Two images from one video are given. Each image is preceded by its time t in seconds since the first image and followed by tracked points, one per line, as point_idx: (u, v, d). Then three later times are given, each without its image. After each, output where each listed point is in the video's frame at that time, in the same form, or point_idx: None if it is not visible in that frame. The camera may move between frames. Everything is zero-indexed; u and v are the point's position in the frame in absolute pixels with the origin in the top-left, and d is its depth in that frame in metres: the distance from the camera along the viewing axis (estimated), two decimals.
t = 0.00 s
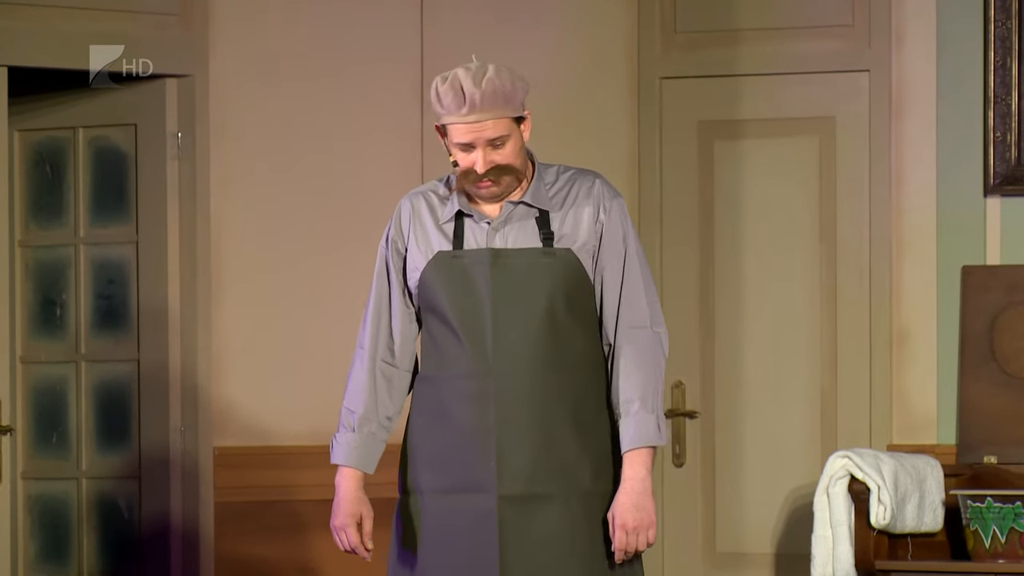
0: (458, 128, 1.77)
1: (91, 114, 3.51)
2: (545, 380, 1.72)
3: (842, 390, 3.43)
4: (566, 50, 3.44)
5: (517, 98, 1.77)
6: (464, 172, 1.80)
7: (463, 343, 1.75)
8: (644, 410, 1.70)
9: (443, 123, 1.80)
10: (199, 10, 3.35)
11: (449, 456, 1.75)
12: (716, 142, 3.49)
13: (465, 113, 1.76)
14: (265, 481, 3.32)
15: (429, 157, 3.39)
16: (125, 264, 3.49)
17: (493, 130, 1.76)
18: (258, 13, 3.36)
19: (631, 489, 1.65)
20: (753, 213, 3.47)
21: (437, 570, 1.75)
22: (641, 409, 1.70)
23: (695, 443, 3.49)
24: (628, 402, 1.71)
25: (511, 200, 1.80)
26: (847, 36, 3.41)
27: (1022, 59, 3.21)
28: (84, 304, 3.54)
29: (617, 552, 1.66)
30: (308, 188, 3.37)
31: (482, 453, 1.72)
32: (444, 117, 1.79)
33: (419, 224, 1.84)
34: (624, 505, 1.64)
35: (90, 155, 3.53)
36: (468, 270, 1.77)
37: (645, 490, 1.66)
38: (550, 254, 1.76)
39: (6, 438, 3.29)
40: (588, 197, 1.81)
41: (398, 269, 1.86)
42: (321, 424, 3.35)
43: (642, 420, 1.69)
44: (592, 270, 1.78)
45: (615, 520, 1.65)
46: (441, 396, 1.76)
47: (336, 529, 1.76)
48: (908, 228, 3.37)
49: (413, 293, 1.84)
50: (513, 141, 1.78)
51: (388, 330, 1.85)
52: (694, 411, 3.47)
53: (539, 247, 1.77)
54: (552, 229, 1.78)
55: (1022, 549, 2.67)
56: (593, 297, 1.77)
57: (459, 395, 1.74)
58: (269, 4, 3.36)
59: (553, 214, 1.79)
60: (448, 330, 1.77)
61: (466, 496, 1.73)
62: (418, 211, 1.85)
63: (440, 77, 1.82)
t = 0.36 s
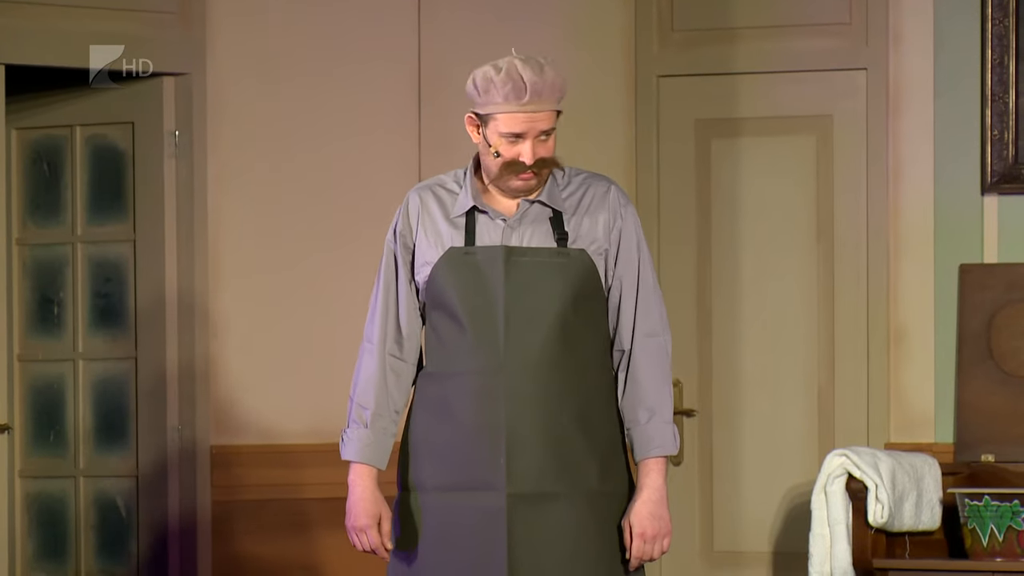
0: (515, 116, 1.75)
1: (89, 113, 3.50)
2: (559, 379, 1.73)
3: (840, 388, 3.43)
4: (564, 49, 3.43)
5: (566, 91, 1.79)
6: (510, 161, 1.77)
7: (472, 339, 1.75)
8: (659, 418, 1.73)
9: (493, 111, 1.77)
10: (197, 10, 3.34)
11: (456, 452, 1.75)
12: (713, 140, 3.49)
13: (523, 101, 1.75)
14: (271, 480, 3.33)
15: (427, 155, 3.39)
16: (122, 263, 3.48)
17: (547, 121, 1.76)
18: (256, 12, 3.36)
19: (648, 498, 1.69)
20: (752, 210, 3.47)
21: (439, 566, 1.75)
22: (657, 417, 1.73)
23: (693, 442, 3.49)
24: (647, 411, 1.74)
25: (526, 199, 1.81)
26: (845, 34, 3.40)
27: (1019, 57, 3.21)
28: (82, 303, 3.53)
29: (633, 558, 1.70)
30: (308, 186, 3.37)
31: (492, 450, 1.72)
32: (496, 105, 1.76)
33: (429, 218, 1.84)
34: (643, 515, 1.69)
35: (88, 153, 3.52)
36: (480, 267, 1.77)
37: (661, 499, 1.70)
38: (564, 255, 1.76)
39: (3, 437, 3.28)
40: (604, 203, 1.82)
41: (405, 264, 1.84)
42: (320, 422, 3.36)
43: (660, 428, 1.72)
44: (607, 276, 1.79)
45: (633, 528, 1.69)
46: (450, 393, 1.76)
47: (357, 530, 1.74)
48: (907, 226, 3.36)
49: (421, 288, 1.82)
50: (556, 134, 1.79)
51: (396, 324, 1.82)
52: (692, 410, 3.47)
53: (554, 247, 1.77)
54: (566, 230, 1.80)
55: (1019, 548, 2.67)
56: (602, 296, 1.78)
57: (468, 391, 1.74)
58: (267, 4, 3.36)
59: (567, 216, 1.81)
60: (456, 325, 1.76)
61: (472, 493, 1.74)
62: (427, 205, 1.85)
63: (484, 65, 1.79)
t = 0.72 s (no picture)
0: (543, 114, 1.75)
1: (88, 113, 3.49)
2: (572, 377, 1.74)
3: (839, 389, 3.43)
4: (564, 49, 3.43)
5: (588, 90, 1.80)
6: (534, 159, 1.78)
7: (484, 339, 1.75)
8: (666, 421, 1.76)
9: (521, 107, 1.77)
10: (196, 10, 3.34)
11: (466, 451, 1.75)
12: (713, 141, 3.49)
13: (552, 100, 1.75)
14: (275, 481, 3.33)
15: (426, 156, 3.40)
16: (122, 263, 3.47)
17: (572, 121, 1.77)
18: (256, 12, 3.36)
19: (654, 497, 1.71)
20: (752, 210, 3.47)
21: (444, 566, 1.75)
22: (663, 419, 1.76)
23: (692, 442, 3.49)
24: (657, 413, 1.76)
25: (539, 198, 1.82)
26: (845, 34, 3.39)
27: (1019, 58, 3.21)
28: (82, 303, 3.53)
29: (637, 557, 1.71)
30: (308, 186, 3.37)
31: (503, 449, 1.73)
32: (526, 102, 1.76)
33: (438, 216, 1.83)
34: (648, 514, 1.70)
35: (87, 154, 3.51)
36: (492, 267, 1.77)
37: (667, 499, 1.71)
38: (576, 256, 1.78)
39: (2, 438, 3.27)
40: (612, 206, 1.85)
41: (412, 261, 1.83)
42: (320, 423, 3.36)
43: (666, 431, 1.75)
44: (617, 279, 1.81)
45: (638, 527, 1.70)
46: (459, 391, 1.76)
47: (359, 526, 1.73)
48: (907, 225, 3.36)
49: (427, 286, 1.82)
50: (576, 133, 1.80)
51: (400, 320, 1.81)
52: (691, 410, 3.47)
53: (566, 248, 1.78)
54: (578, 232, 1.81)
55: (1019, 548, 2.67)
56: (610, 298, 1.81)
57: (478, 390, 1.75)
58: (267, 4, 3.36)
59: (577, 217, 1.83)
60: (466, 325, 1.76)
61: (481, 493, 1.74)
62: (436, 203, 1.84)
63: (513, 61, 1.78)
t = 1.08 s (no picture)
0: (539, 117, 1.76)
1: (84, 112, 3.48)
2: (570, 376, 1.74)
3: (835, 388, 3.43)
4: (560, 48, 3.42)
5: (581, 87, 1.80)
6: (529, 161, 1.78)
7: (482, 338, 1.75)
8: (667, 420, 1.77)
9: (516, 111, 1.77)
10: (192, 10, 3.34)
11: (464, 450, 1.75)
12: (709, 139, 3.49)
13: (547, 102, 1.75)
14: (272, 479, 3.33)
15: (422, 156, 3.39)
16: (117, 263, 3.47)
17: (567, 121, 1.78)
18: (253, 12, 3.35)
19: (660, 497, 1.72)
20: (748, 208, 3.47)
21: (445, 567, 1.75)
22: (665, 419, 1.77)
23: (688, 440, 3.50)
24: (658, 412, 1.77)
25: (535, 198, 1.83)
26: (841, 34, 3.39)
27: (1014, 57, 3.23)
28: (76, 302, 3.52)
29: (645, 557, 1.73)
30: (303, 186, 3.37)
31: (502, 448, 1.73)
32: (521, 105, 1.76)
33: (435, 217, 1.83)
34: (657, 514, 1.71)
35: (83, 153, 3.50)
36: (490, 266, 1.77)
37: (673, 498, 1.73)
38: (574, 254, 1.78)
39: None
40: (608, 203, 1.85)
41: (409, 261, 1.83)
42: (315, 422, 3.36)
43: (667, 430, 1.76)
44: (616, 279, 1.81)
45: (647, 527, 1.72)
46: (457, 390, 1.76)
47: (365, 527, 1.72)
48: (903, 224, 3.36)
49: (425, 287, 1.82)
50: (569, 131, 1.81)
51: (398, 321, 1.80)
52: (687, 409, 3.48)
53: (564, 247, 1.78)
54: (575, 230, 1.81)
55: (1013, 547, 2.70)
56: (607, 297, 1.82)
57: (477, 388, 1.75)
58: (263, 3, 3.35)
59: (574, 215, 1.83)
60: (465, 324, 1.76)
61: (481, 492, 1.74)
62: (432, 204, 1.84)
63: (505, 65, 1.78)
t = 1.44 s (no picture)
0: (447, 91, 1.76)
1: None
2: (482, 348, 1.74)
3: (747, 359, 3.51)
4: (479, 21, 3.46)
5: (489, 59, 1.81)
6: (438, 135, 1.79)
7: (395, 311, 1.75)
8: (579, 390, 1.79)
9: (424, 85, 1.77)
10: None
11: (377, 423, 1.76)
12: (625, 114, 3.57)
13: (455, 76, 1.76)
14: (180, 451, 3.29)
15: (337, 127, 3.37)
16: (32, 234, 3.22)
17: (475, 94, 1.78)
18: None
19: (572, 464, 1.75)
20: (662, 184, 3.55)
21: (360, 540, 1.76)
22: (578, 388, 1.79)
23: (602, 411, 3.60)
24: (569, 382, 1.79)
25: (447, 169, 1.82)
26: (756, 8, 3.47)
27: (930, 32, 3.27)
28: None
29: (558, 524, 1.76)
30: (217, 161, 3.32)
31: (415, 420, 1.74)
32: (429, 79, 1.76)
33: (346, 191, 1.81)
34: (569, 481, 1.75)
35: None
36: (404, 238, 1.77)
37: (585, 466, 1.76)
38: (487, 225, 1.78)
39: None
40: (520, 172, 1.85)
41: (321, 235, 1.81)
42: (230, 397, 3.33)
43: (580, 400, 1.78)
44: (530, 250, 1.82)
45: (560, 495, 1.76)
46: (370, 363, 1.77)
47: (270, 504, 1.75)
48: (814, 199, 3.41)
49: (338, 260, 1.81)
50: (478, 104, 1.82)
51: (309, 296, 1.80)
52: (601, 381, 3.57)
53: (477, 218, 1.78)
54: (488, 201, 1.82)
55: (924, 519, 2.74)
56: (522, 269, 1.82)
57: (390, 360, 1.75)
58: None
59: (488, 185, 1.83)
60: (378, 297, 1.76)
61: (394, 464, 1.75)
62: (343, 177, 1.82)
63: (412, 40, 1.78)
